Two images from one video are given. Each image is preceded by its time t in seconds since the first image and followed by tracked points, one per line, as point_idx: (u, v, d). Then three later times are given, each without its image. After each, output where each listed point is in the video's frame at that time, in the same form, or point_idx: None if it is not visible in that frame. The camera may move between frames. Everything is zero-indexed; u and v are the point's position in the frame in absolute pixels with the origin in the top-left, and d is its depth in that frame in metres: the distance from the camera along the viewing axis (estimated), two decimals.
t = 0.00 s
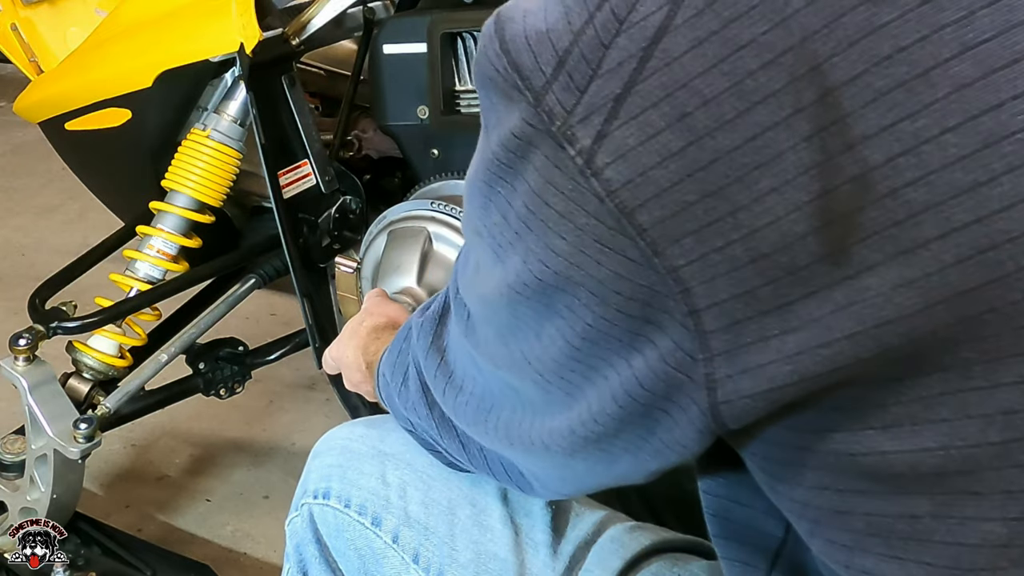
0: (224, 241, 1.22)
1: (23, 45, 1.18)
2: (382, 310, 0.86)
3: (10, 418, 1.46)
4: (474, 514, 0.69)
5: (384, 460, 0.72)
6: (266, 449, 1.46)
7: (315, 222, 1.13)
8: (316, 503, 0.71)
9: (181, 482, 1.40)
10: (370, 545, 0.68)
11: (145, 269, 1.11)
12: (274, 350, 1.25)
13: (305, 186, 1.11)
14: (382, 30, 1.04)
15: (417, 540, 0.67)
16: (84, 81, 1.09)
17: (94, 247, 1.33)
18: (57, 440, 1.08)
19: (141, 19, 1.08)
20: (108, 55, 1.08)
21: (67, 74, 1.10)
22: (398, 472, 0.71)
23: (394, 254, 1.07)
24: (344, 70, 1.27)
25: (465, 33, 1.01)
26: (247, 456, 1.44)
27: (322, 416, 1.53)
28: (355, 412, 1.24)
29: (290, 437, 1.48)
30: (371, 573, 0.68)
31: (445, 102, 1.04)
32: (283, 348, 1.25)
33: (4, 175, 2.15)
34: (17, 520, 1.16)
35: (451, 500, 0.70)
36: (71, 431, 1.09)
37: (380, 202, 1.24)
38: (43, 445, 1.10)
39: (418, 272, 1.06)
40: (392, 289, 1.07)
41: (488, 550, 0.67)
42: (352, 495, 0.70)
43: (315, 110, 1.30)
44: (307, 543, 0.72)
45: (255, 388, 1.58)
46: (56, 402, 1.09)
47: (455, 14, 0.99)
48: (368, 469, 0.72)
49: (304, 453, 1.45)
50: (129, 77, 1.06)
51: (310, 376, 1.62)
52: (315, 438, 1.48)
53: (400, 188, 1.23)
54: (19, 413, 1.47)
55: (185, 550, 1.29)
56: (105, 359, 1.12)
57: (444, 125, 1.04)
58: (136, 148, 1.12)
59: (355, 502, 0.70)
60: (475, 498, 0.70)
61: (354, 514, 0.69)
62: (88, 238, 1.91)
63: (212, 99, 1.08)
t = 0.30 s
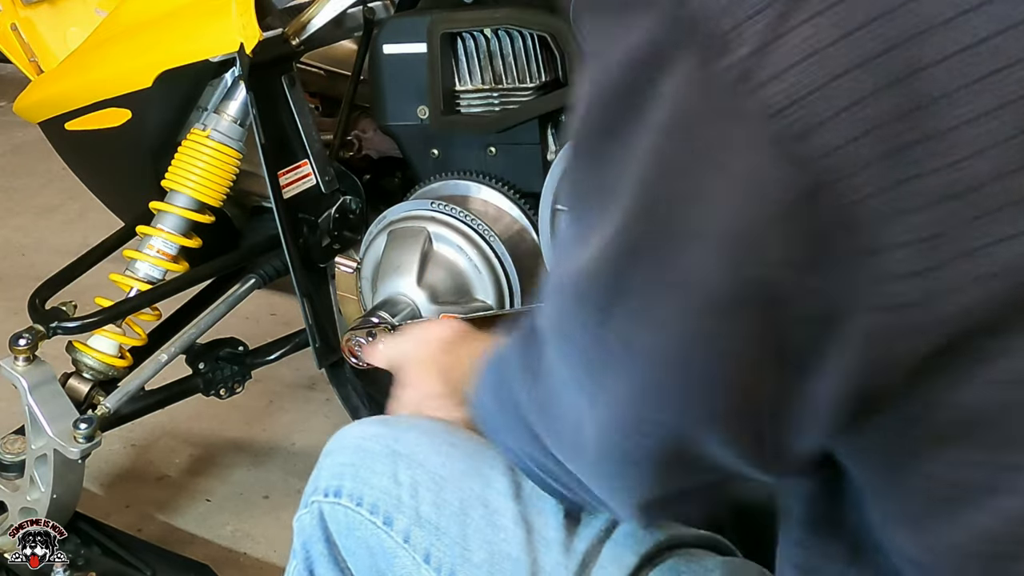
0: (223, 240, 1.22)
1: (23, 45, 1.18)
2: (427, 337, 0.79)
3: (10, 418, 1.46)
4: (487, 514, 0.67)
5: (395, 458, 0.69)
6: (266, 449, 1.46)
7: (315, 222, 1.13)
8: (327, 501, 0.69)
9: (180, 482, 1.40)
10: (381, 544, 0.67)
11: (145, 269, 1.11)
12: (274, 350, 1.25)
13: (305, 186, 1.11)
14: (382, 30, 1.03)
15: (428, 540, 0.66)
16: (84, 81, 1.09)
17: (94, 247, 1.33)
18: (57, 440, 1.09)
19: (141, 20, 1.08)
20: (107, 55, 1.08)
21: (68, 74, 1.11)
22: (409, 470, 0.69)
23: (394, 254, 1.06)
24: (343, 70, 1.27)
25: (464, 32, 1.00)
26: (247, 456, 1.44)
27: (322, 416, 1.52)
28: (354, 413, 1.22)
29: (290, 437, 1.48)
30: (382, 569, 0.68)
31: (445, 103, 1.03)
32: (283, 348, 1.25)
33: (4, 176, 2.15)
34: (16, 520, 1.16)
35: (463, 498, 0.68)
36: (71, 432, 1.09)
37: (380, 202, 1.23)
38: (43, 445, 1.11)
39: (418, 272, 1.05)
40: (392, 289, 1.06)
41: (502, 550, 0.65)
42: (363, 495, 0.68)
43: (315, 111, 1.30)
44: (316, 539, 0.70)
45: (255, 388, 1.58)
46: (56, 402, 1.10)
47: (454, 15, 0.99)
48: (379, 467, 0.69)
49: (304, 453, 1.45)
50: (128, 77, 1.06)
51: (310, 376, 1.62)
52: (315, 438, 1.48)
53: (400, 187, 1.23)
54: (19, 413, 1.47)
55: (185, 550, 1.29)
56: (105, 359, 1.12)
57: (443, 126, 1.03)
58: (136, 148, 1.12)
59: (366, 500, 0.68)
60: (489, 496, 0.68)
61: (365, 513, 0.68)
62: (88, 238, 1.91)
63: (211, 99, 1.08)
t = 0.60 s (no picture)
0: (223, 240, 1.22)
1: (23, 45, 1.18)
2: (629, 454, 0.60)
3: (10, 418, 1.46)
4: None
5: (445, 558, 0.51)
6: (266, 449, 1.46)
7: (315, 222, 1.13)
8: None
9: (180, 482, 1.40)
10: None
11: (145, 269, 1.10)
12: (274, 350, 1.25)
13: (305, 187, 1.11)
14: (382, 30, 1.03)
15: None
16: (84, 80, 1.09)
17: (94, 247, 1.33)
18: (58, 440, 1.09)
19: (140, 20, 1.08)
20: (106, 55, 1.08)
21: (67, 75, 1.11)
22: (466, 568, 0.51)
23: (394, 254, 1.05)
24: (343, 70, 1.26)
25: (464, 32, 1.00)
26: (247, 456, 1.44)
27: (322, 416, 1.52)
28: (356, 413, 1.20)
29: (290, 437, 1.48)
30: None
31: (445, 103, 1.03)
32: (283, 348, 1.25)
33: (4, 176, 2.15)
34: (16, 520, 1.16)
35: None
36: (71, 432, 1.09)
37: (380, 202, 1.23)
38: (43, 445, 1.11)
39: (418, 273, 1.04)
40: (392, 289, 1.05)
41: None
42: None
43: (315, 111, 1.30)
44: None
45: (255, 388, 1.58)
46: (56, 402, 1.10)
47: (454, 14, 0.98)
48: (429, 567, 0.52)
49: (305, 453, 1.45)
50: (128, 77, 1.06)
51: (310, 376, 1.62)
52: (316, 438, 1.48)
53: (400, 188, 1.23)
54: (19, 413, 1.47)
55: (185, 551, 1.29)
56: (105, 359, 1.12)
57: (443, 126, 1.03)
58: (136, 148, 1.12)
59: None
60: None
61: None
62: (88, 238, 1.91)
63: (211, 99, 1.08)
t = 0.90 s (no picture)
0: (223, 240, 1.23)
1: (23, 45, 1.18)
2: None
3: (10, 418, 1.46)
4: None
5: None
6: (265, 448, 1.46)
7: (315, 222, 1.13)
8: None
9: (180, 482, 1.40)
10: None
11: (145, 269, 1.11)
12: (274, 350, 1.25)
13: (304, 187, 1.11)
14: (382, 30, 1.03)
15: None
16: (84, 80, 1.09)
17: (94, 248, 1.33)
18: (58, 440, 1.09)
19: (140, 19, 1.08)
20: (106, 55, 1.08)
21: (67, 75, 1.11)
22: None
23: (393, 255, 1.06)
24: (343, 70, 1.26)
25: (464, 33, 1.00)
26: (247, 456, 1.45)
27: (323, 416, 1.52)
28: (356, 413, 1.20)
29: (290, 437, 1.48)
30: None
31: (445, 103, 1.03)
32: (283, 348, 1.25)
33: (4, 176, 2.15)
34: (17, 520, 1.16)
35: None
36: (71, 432, 1.09)
37: (380, 202, 1.23)
38: (43, 445, 1.11)
39: (418, 273, 1.04)
40: (392, 289, 1.05)
41: None
42: None
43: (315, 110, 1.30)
44: None
45: (255, 388, 1.58)
46: (55, 402, 1.10)
47: (454, 15, 0.98)
48: None
49: (305, 453, 1.45)
50: (128, 77, 1.06)
51: (310, 376, 1.63)
52: (316, 438, 1.48)
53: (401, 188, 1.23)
54: (19, 413, 1.47)
55: (185, 551, 1.29)
56: (105, 359, 1.12)
57: (443, 126, 1.03)
58: (136, 147, 1.12)
59: None
60: None
61: None
62: (88, 238, 1.91)
63: (211, 99, 1.08)
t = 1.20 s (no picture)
0: (223, 240, 1.23)
1: (22, 45, 1.18)
2: None
3: (10, 418, 1.46)
4: None
5: None
6: (265, 448, 1.46)
7: (315, 222, 1.12)
8: None
9: (180, 482, 1.40)
10: None
11: (145, 269, 1.10)
12: (274, 350, 1.25)
13: (304, 187, 1.11)
14: (382, 30, 1.03)
15: None
16: (85, 80, 1.09)
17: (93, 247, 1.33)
18: (58, 439, 1.09)
19: (140, 19, 1.08)
20: (106, 55, 1.08)
21: (67, 75, 1.11)
22: None
23: (395, 255, 1.05)
24: (343, 70, 1.26)
25: (464, 33, 1.00)
26: (246, 456, 1.45)
27: (322, 416, 1.52)
28: (356, 413, 1.19)
29: (290, 437, 1.48)
30: None
31: (444, 103, 1.03)
32: (283, 348, 1.25)
33: (4, 176, 2.15)
34: (16, 520, 1.16)
35: None
36: (71, 432, 1.09)
37: (380, 202, 1.23)
38: (43, 445, 1.11)
39: (418, 273, 1.04)
40: (392, 289, 1.05)
41: None
42: None
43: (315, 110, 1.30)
44: None
45: (255, 388, 1.58)
46: (55, 402, 1.10)
47: (454, 15, 0.98)
48: None
49: (304, 453, 1.45)
50: (128, 77, 1.06)
51: (310, 376, 1.63)
52: (316, 438, 1.48)
53: (401, 188, 1.23)
54: (19, 413, 1.47)
55: (185, 551, 1.29)
56: (105, 359, 1.12)
57: (443, 126, 1.03)
58: (135, 147, 1.12)
59: None
60: None
61: None
62: (88, 238, 1.91)
63: (211, 99, 1.08)
